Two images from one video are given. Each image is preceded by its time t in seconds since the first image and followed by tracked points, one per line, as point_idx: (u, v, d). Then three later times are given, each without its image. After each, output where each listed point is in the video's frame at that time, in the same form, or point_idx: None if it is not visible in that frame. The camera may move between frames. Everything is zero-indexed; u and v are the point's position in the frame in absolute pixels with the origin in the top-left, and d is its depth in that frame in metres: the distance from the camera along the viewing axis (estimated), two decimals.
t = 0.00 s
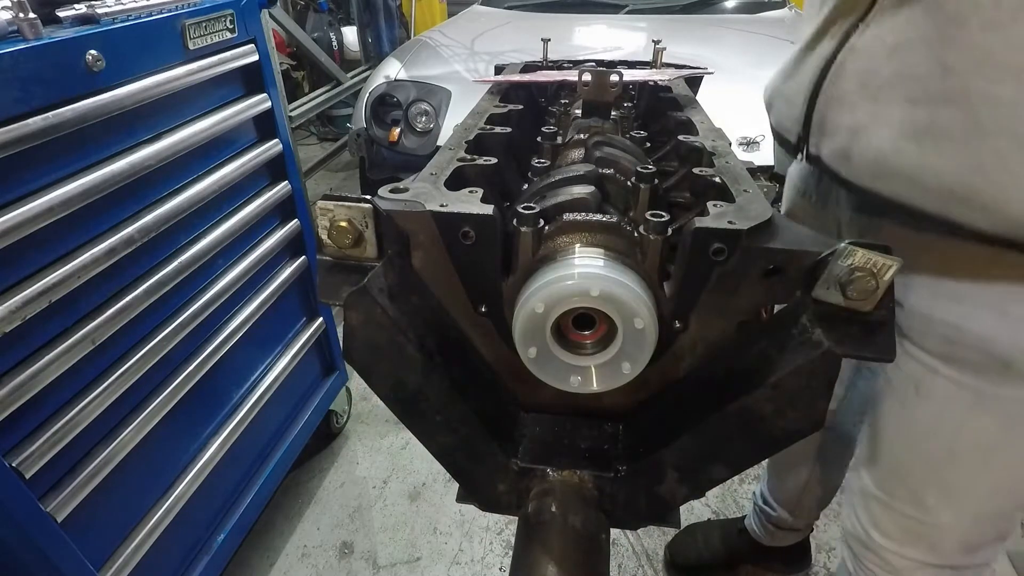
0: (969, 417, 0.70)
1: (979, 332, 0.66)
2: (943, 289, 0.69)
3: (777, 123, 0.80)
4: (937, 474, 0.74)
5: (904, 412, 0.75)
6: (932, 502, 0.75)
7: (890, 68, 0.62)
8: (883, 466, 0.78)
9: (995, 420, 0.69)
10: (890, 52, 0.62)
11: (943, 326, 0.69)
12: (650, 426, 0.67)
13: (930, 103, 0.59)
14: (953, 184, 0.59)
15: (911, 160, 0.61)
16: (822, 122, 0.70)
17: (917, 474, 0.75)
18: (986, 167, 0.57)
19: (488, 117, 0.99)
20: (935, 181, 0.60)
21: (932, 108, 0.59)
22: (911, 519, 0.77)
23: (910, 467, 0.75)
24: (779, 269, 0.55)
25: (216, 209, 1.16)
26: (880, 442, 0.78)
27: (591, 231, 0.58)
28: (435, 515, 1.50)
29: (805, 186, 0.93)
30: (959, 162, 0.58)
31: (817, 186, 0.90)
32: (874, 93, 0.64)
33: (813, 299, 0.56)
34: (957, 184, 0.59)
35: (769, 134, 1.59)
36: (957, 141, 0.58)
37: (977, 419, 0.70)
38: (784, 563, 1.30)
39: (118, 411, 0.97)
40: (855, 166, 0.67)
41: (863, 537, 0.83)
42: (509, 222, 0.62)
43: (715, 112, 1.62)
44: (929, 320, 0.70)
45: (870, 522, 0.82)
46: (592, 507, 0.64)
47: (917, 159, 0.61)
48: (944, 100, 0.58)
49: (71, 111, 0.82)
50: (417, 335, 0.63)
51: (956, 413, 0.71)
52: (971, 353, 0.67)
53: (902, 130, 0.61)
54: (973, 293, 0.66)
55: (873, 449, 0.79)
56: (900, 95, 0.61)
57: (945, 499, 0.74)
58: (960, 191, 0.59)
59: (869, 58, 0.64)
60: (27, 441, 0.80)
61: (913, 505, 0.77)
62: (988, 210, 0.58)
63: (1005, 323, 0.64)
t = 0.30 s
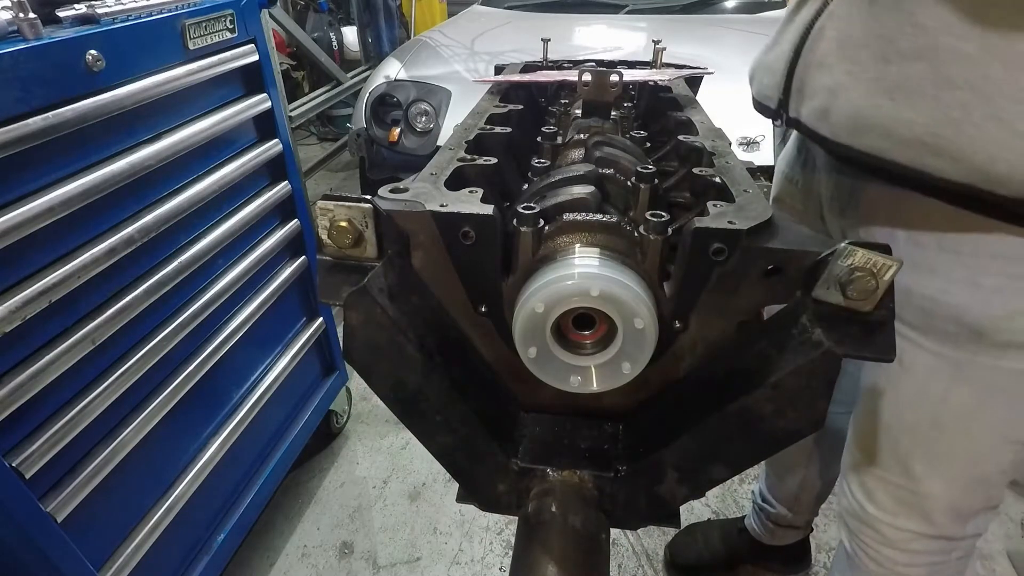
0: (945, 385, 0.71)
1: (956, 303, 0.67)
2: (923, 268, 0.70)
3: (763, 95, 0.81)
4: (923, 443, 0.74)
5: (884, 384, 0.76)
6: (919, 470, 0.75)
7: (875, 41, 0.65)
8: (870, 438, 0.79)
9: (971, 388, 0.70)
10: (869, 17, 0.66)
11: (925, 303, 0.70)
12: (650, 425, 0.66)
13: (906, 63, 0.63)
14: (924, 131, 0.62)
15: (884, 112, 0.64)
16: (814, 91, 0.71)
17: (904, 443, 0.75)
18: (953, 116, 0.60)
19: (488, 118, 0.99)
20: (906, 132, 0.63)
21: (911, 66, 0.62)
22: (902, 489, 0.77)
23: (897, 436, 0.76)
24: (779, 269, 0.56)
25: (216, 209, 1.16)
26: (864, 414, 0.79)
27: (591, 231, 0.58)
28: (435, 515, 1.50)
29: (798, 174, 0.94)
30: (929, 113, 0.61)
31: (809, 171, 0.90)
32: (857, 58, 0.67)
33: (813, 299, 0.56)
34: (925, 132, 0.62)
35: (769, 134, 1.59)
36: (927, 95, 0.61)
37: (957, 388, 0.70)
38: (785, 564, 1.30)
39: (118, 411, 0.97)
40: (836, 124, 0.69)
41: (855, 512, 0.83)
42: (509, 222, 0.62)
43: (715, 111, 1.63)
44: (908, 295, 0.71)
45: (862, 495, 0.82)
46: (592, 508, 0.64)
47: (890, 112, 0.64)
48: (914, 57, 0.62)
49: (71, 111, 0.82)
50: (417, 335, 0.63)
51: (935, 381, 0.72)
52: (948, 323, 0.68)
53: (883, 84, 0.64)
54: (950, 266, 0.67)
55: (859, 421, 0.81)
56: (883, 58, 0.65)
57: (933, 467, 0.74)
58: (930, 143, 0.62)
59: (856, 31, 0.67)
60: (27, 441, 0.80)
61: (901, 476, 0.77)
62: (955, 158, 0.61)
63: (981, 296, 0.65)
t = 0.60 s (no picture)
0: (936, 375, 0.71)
1: (946, 297, 0.67)
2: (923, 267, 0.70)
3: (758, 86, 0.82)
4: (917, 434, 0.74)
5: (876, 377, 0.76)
6: (915, 464, 0.75)
7: (864, 32, 0.65)
8: (864, 431, 0.79)
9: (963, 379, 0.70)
10: (856, 5, 0.66)
11: (924, 303, 0.69)
12: (651, 424, 0.66)
13: (896, 51, 0.63)
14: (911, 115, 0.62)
15: (871, 98, 0.64)
16: (804, 81, 0.72)
17: (899, 435, 0.75)
18: (938, 101, 0.60)
19: (488, 118, 0.99)
20: (892, 117, 0.63)
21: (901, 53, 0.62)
22: (899, 482, 0.77)
23: (890, 428, 0.76)
24: (780, 269, 0.56)
25: (216, 209, 1.16)
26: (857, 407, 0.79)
27: (591, 231, 0.58)
28: (436, 515, 1.51)
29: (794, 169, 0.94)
30: (914, 98, 0.62)
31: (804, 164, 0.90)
32: (846, 50, 0.67)
33: (813, 299, 0.56)
34: (911, 117, 0.62)
35: (769, 134, 1.59)
36: (913, 80, 0.62)
37: (950, 379, 0.71)
38: (785, 564, 1.30)
39: (118, 411, 0.97)
40: (825, 112, 0.69)
41: (853, 506, 0.83)
42: (509, 222, 0.62)
43: (716, 111, 1.63)
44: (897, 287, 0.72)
45: (860, 489, 0.82)
46: (592, 508, 0.64)
47: (876, 98, 0.64)
48: (902, 43, 0.62)
49: (71, 111, 0.82)
50: (417, 335, 0.63)
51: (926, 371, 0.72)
52: (937, 316, 0.69)
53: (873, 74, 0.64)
54: (940, 261, 0.68)
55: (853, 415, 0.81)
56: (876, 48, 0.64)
57: (928, 459, 0.74)
58: (915, 129, 0.62)
59: (847, 23, 0.67)
60: (27, 442, 0.80)
61: (897, 469, 0.77)
62: (940, 143, 0.61)
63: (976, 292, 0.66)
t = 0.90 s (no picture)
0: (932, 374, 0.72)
1: (956, 301, 0.67)
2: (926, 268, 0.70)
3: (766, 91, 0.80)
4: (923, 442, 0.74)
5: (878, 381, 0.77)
6: (922, 471, 0.75)
7: (883, 28, 0.64)
8: (868, 436, 0.79)
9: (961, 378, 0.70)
10: (871, 3, 0.65)
11: (930, 304, 0.69)
12: (651, 425, 0.66)
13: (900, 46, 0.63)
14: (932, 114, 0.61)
15: (892, 98, 0.63)
16: (818, 83, 0.71)
17: (904, 442, 0.75)
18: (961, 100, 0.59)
19: (488, 118, 0.99)
20: (915, 117, 0.62)
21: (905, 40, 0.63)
22: (904, 489, 0.77)
23: (897, 435, 0.76)
24: (780, 269, 0.56)
25: (216, 209, 1.16)
26: (862, 414, 0.79)
27: (591, 232, 0.58)
28: (435, 515, 1.50)
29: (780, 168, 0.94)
30: (939, 97, 0.60)
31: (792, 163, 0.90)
32: (862, 49, 0.66)
33: (813, 299, 0.56)
34: (937, 118, 0.61)
35: (769, 134, 1.59)
36: (938, 79, 0.61)
37: (960, 385, 0.71)
38: (785, 564, 1.30)
39: (118, 411, 0.97)
40: (841, 114, 0.68)
41: (855, 510, 0.83)
42: (509, 222, 0.62)
43: (716, 111, 1.63)
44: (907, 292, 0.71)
45: (864, 494, 0.82)
46: (592, 507, 0.64)
47: (899, 97, 0.63)
48: (923, 41, 0.61)
49: (72, 111, 0.82)
50: (417, 335, 0.63)
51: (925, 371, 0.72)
52: (949, 323, 0.69)
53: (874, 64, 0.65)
54: (948, 265, 0.68)
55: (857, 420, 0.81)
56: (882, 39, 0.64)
57: (935, 466, 0.74)
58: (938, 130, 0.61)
59: (863, 22, 0.66)
60: (27, 441, 0.80)
61: (904, 476, 0.77)
62: (967, 145, 0.60)
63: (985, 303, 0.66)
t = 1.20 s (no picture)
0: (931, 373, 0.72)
1: (964, 311, 0.67)
2: (927, 272, 0.70)
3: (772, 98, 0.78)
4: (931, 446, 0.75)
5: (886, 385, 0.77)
6: (931, 475, 0.75)
7: (896, 27, 0.63)
8: (876, 441, 0.80)
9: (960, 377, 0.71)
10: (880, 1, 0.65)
11: (930, 305, 0.69)
12: (651, 425, 0.66)
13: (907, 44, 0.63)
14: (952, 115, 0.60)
15: (907, 99, 0.62)
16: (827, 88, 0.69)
17: (914, 447, 0.76)
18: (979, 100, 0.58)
19: (488, 118, 0.99)
20: (933, 119, 0.61)
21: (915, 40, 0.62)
22: (913, 493, 0.77)
23: (906, 440, 0.76)
24: (780, 269, 0.56)
25: (216, 209, 1.16)
26: (871, 418, 0.80)
27: (591, 232, 0.58)
28: (436, 515, 1.51)
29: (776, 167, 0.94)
30: (958, 97, 0.59)
31: (788, 162, 0.90)
32: (874, 49, 0.65)
33: (813, 299, 0.56)
34: (957, 119, 0.60)
35: (769, 134, 1.59)
36: (956, 78, 0.60)
37: (968, 392, 0.71)
38: (785, 564, 1.30)
39: (118, 411, 0.97)
40: (851, 116, 0.67)
41: (864, 514, 0.83)
42: (509, 222, 0.62)
43: (716, 111, 1.63)
44: (914, 300, 0.71)
45: (873, 497, 0.82)
46: (592, 507, 0.64)
47: (913, 97, 0.62)
48: (939, 40, 0.60)
49: (72, 111, 0.82)
50: (417, 335, 0.63)
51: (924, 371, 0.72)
52: (958, 331, 0.68)
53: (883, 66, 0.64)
54: (959, 274, 0.67)
55: (865, 425, 0.81)
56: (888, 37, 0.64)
57: (944, 470, 0.75)
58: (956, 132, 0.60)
59: (872, 21, 0.65)
60: (26, 441, 0.80)
61: (913, 480, 0.77)
62: (989, 147, 0.59)
63: (984, 303, 0.66)
